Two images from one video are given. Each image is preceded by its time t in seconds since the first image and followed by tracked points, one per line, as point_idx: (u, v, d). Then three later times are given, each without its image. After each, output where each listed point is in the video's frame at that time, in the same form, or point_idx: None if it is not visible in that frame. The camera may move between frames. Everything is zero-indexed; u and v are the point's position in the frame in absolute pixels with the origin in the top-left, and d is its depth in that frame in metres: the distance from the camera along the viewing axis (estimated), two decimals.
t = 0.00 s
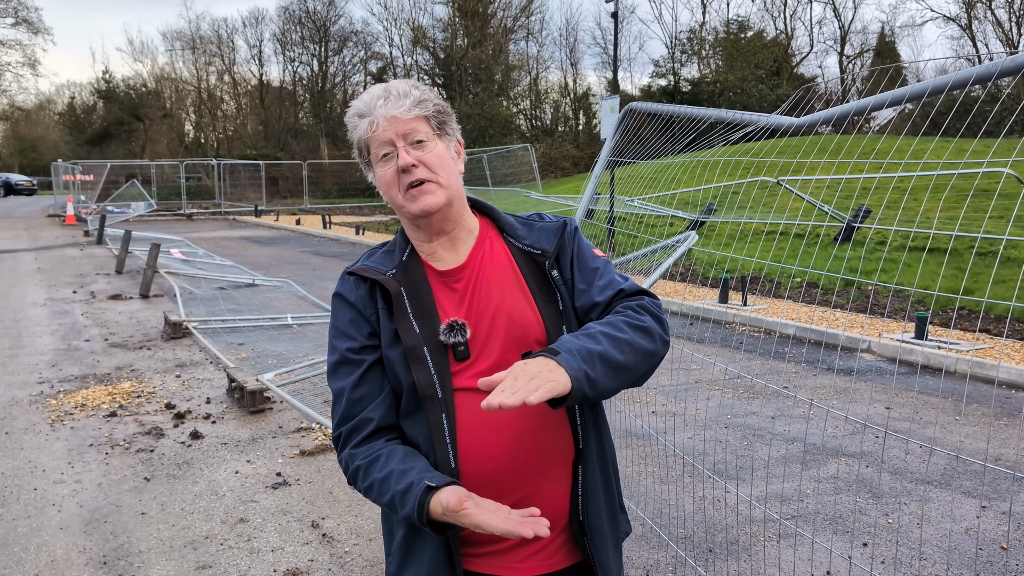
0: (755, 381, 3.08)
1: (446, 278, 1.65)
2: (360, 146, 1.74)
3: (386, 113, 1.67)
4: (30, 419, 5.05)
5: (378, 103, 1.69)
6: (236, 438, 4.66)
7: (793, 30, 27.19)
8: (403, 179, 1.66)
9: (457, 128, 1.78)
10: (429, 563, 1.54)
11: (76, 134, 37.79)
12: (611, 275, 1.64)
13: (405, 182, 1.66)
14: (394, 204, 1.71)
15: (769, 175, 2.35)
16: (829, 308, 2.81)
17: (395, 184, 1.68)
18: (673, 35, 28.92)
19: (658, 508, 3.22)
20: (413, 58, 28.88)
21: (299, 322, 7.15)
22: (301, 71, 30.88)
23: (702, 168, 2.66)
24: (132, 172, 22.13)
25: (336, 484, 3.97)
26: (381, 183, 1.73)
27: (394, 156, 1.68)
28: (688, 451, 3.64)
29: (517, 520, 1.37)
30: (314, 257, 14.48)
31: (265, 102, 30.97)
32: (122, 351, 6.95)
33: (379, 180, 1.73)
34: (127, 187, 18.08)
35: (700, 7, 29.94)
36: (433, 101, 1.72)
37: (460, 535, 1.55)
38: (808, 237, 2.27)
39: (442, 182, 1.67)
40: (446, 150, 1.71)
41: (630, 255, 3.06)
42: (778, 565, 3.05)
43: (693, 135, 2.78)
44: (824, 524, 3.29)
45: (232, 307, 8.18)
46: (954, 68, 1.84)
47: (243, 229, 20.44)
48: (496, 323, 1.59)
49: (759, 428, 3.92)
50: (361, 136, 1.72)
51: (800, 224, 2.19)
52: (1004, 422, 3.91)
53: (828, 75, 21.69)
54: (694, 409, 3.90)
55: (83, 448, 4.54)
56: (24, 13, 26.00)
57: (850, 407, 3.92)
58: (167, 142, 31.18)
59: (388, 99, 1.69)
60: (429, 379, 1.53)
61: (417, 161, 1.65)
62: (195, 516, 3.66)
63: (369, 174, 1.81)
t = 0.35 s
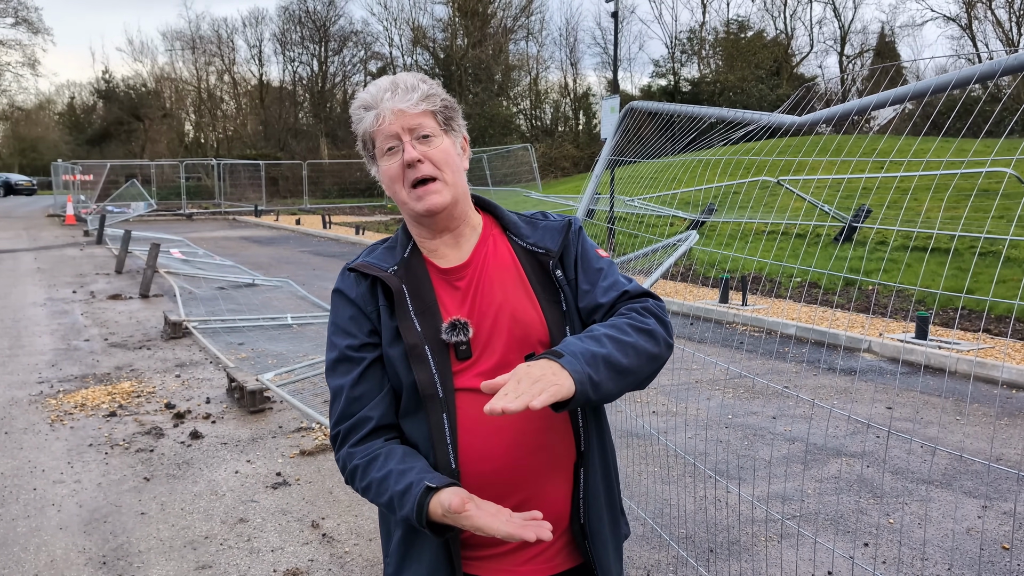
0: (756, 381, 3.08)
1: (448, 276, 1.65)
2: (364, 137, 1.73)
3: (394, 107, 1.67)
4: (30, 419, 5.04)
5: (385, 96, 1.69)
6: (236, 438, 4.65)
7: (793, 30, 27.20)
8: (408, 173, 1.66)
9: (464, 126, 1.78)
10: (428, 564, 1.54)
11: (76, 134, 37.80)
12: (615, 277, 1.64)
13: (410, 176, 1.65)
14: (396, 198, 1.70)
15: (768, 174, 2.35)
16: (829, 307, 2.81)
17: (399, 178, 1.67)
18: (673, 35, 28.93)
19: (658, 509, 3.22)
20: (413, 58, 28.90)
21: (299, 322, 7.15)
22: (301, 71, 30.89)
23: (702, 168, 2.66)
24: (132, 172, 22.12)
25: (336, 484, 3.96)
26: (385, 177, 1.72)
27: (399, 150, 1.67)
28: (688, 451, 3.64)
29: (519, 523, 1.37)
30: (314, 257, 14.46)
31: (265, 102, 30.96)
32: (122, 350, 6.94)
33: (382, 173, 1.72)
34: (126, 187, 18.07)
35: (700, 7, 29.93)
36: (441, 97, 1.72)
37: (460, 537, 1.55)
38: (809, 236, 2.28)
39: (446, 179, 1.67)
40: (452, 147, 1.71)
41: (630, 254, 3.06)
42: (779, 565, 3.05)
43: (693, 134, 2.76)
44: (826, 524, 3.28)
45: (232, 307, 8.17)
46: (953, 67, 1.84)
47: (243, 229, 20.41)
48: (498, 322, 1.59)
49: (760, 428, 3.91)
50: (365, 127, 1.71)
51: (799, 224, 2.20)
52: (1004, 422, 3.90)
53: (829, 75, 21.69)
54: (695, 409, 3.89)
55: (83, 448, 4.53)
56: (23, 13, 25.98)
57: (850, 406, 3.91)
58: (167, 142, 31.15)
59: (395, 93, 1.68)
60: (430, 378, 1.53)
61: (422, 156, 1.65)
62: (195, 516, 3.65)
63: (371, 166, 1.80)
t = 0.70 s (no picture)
0: (757, 381, 3.07)
1: (451, 276, 1.64)
2: (367, 133, 1.74)
3: (398, 103, 1.67)
4: (30, 419, 5.04)
5: (389, 92, 1.69)
6: (236, 438, 4.65)
7: (793, 30, 27.21)
8: (411, 170, 1.66)
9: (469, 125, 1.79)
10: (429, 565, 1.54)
11: (76, 134, 37.78)
12: (619, 279, 1.63)
13: (412, 174, 1.65)
14: (398, 195, 1.70)
15: (769, 174, 2.34)
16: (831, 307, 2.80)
17: (401, 175, 1.67)
18: (673, 35, 28.94)
19: (660, 509, 3.22)
20: (413, 58, 28.89)
21: (300, 322, 7.16)
22: (301, 71, 30.90)
23: (703, 168, 2.66)
24: (132, 172, 22.11)
25: (337, 484, 3.97)
26: (387, 173, 1.71)
27: (402, 147, 1.68)
28: (690, 451, 3.64)
29: (522, 525, 1.37)
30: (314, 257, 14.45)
31: (265, 102, 30.96)
32: (122, 351, 6.94)
33: (384, 170, 1.72)
34: (126, 187, 18.07)
35: (700, 7, 29.92)
36: (446, 94, 1.72)
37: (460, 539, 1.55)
38: (810, 237, 2.28)
39: (449, 177, 1.67)
40: (456, 145, 1.71)
41: (631, 254, 3.06)
42: (781, 564, 3.05)
43: (693, 134, 2.76)
44: (827, 524, 3.28)
45: (232, 308, 8.18)
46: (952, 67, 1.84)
47: (243, 229, 20.40)
48: (499, 323, 1.59)
49: (760, 428, 3.92)
50: (369, 123, 1.71)
51: (799, 224, 2.20)
52: (1006, 422, 3.90)
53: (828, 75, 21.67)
54: (696, 409, 3.89)
55: (83, 448, 4.53)
56: (24, 13, 25.99)
57: (851, 407, 3.91)
58: (167, 142, 31.16)
59: (400, 89, 1.69)
60: (431, 379, 1.53)
61: (426, 153, 1.65)
62: (195, 516, 3.65)
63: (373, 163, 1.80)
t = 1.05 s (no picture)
0: (758, 381, 3.06)
1: (451, 277, 1.64)
2: (374, 121, 1.73)
3: (412, 92, 1.68)
4: (31, 419, 5.04)
5: (404, 81, 1.69)
6: (238, 438, 4.66)
7: (793, 30, 27.21)
8: (418, 160, 1.65)
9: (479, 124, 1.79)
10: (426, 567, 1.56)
11: (76, 134, 37.80)
12: (629, 297, 1.66)
13: (420, 163, 1.64)
14: (402, 185, 1.68)
15: (771, 174, 2.33)
16: (833, 308, 2.78)
17: (408, 164, 1.66)
18: (673, 35, 28.94)
19: (661, 509, 3.22)
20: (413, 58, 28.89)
21: (301, 322, 7.17)
22: (301, 71, 30.91)
23: (706, 168, 2.66)
24: (132, 172, 22.10)
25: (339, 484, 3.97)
26: (392, 162, 1.71)
27: (410, 137, 1.67)
28: (691, 451, 3.64)
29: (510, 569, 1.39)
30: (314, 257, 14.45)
31: (265, 102, 30.95)
32: (123, 350, 6.94)
33: (390, 158, 1.71)
34: (126, 187, 18.08)
35: (700, 7, 29.92)
36: (456, 90, 1.73)
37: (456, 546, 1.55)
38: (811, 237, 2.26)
39: (455, 172, 1.66)
40: (464, 141, 1.71)
41: (632, 254, 3.07)
42: (783, 565, 3.05)
43: (695, 135, 2.76)
44: (829, 524, 3.28)
45: (233, 307, 8.18)
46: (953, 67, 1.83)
47: (243, 229, 20.39)
48: (500, 327, 1.58)
49: (761, 428, 3.92)
50: (379, 110, 1.71)
51: (800, 225, 2.16)
52: (1007, 423, 3.91)
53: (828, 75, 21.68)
54: (698, 409, 3.89)
55: (84, 448, 4.53)
56: (24, 13, 25.97)
57: (853, 407, 3.91)
58: (167, 142, 31.14)
59: (413, 80, 1.69)
60: (427, 383, 1.53)
61: (434, 144, 1.64)
62: (197, 516, 3.65)
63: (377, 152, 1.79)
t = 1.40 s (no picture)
0: (759, 381, 3.05)
1: (446, 280, 1.63)
2: (411, 86, 1.69)
3: (460, 86, 1.67)
4: (33, 420, 5.05)
5: (457, 70, 1.68)
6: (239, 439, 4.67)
7: (793, 30, 27.24)
8: (442, 155, 1.65)
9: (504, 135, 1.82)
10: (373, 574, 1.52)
11: (76, 134, 37.80)
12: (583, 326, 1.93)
13: (443, 159, 1.64)
14: (412, 167, 1.67)
15: (772, 175, 2.34)
16: (834, 310, 2.77)
17: (430, 153, 1.65)
18: (673, 35, 28.96)
19: (663, 509, 3.23)
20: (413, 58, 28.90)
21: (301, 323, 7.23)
22: (301, 71, 30.94)
23: (705, 169, 2.67)
24: (132, 172, 22.09)
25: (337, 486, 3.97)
26: (411, 139, 1.68)
27: (442, 128, 1.67)
28: (691, 451, 3.66)
29: None
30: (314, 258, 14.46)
31: (265, 102, 30.96)
32: (124, 351, 6.95)
33: (411, 134, 1.69)
34: (127, 187, 18.09)
35: (700, 8, 29.95)
36: (502, 101, 1.75)
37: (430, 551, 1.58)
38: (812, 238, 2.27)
39: (472, 181, 1.67)
40: (489, 151, 1.73)
41: (632, 255, 3.08)
42: (783, 565, 3.07)
43: (696, 136, 2.78)
44: (830, 524, 3.30)
45: (233, 308, 8.20)
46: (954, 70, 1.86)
47: (244, 229, 20.39)
48: (493, 338, 1.65)
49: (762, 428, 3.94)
50: (422, 81, 1.68)
51: (802, 225, 2.17)
52: (1008, 423, 3.92)
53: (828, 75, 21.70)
54: (699, 410, 3.91)
55: (86, 448, 4.54)
56: (23, 13, 25.96)
57: (854, 407, 3.92)
58: (167, 142, 31.15)
59: (467, 73, 1.68)
60: (417, 390, 1.52)
61: (463, 148, 1.65)
62: (199, 516, 3.66)
63: (397, 116, 1.75)
